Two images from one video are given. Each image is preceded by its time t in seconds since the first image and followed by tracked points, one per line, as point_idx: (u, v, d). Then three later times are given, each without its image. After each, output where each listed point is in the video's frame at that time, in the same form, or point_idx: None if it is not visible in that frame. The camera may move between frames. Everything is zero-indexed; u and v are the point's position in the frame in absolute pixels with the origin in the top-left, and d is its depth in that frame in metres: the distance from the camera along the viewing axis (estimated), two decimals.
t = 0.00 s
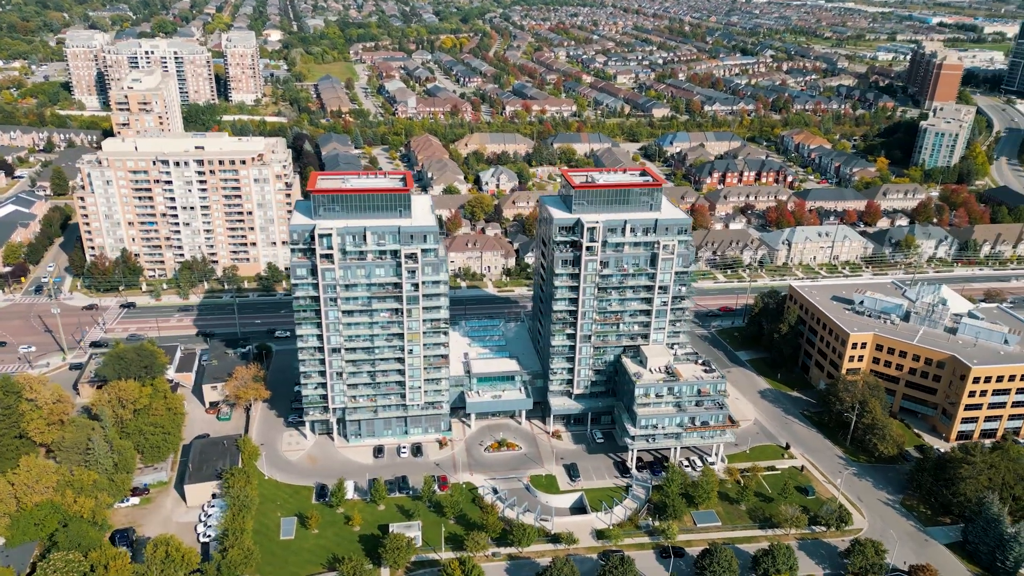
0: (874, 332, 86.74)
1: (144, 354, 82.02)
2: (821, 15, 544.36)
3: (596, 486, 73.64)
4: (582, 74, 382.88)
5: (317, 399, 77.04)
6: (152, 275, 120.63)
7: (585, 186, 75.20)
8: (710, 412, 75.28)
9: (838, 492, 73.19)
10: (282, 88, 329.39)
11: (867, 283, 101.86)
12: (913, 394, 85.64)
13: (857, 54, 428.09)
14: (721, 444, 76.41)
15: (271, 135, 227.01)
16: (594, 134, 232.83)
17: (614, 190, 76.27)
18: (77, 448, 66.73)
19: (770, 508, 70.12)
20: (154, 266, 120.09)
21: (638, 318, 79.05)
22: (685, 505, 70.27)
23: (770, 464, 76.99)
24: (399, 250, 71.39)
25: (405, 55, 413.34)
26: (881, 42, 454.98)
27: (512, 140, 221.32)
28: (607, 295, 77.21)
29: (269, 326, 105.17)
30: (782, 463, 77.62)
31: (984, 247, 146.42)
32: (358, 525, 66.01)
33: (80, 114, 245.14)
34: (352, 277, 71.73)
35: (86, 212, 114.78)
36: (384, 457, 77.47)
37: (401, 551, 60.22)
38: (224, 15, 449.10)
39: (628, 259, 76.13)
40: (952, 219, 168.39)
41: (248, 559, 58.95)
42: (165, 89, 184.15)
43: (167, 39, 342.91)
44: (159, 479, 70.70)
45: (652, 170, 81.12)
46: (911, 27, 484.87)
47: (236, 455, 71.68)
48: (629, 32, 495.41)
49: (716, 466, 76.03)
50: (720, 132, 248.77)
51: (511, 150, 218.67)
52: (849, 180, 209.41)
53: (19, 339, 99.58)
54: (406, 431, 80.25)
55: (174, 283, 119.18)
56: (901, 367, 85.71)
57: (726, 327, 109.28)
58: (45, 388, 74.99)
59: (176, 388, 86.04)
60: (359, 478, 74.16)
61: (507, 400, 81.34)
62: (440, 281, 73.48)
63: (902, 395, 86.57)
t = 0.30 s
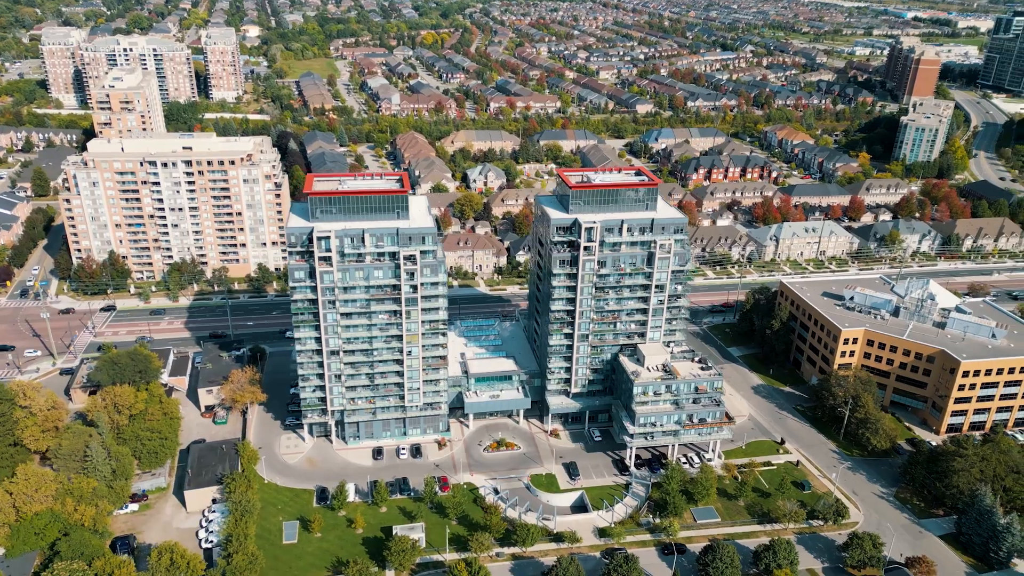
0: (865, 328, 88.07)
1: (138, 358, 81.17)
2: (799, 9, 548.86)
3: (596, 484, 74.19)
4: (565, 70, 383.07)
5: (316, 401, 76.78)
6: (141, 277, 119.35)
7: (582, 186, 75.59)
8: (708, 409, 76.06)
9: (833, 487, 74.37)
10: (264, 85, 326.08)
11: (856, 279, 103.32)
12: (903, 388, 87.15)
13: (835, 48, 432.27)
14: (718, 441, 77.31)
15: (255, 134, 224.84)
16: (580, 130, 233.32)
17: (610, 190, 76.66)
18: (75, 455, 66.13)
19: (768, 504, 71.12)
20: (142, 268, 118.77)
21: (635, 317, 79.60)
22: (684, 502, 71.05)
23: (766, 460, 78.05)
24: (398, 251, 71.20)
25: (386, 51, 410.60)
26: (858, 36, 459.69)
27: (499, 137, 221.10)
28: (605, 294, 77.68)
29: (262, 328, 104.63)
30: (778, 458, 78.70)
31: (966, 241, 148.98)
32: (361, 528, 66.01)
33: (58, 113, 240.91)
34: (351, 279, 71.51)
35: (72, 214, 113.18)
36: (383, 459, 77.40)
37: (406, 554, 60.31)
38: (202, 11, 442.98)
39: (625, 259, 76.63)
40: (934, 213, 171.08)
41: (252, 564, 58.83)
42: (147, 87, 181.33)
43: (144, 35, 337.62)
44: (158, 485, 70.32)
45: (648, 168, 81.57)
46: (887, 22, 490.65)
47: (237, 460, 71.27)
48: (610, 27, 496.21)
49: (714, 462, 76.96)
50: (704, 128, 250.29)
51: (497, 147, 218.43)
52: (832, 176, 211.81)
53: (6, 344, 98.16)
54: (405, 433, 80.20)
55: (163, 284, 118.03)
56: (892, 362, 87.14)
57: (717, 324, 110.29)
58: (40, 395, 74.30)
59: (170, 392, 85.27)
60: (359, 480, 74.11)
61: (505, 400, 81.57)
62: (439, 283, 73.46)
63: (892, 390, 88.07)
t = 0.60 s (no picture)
0: (857, 324, 89.25)
1: (133, 363, 80.46)
2: (778, 5, 552.67)
3: (596, 482, 74.71)
4: (548, 66, 383.03)
5: (315, 404, 76.59)
6: (130, 280, 118.09)
7: (578, 187, 76.09)
8: (706, 406, 76.80)
9: (829, 481, 75.47)
10: (246, 82, 322.93)
11: (845, 275, 104.74)
12: (894, 382, 88.53)
13: (815, 44, 435.75)
14: (715, 437, 78.13)
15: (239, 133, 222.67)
16: (567, 127, 233.51)
17: (604, 191, 77.09)
18: (72, 462, 65.36)
19: (767, 499, 72.05)
20: (131, 271, 117.52)
21: (632, 316, 80.20)
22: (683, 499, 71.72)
23: (762, 455, 79.02)
24: (396, 253, 71.05)
25: (369, 47, 408.04)
26: (837, 32, 463.74)
27: (486, 134, 220.82)
28: (602, 294, 78.18)
29: (255, 330, 104.06)
30: (774, 454, 79.69)
31: (950, 236, 151.29)
32: (363, 531, 66.00)
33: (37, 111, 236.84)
34: (349, 282, 71.38)
35: (59, 216, 111.59)
36: (383, 460, 77.35)
37: (409, 557, 60.37)
38: (180, 6, 436.98)
39: (622, 258, 77.11)
40: (918, 208, 173.50)
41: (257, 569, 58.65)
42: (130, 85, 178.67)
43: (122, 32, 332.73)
44: (157, 490, 69.73)
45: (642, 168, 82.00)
46: (865, 17, 495.82)
47: (236, 464, 70.94)
48: (592, 23, 496.44)
49: (711, 458, 77.86)
50: (690, 125, 251.48)
51: (484, 144, 218.12)
52: (817, 171, 214.00)
53: None
54: (404, 434, 80.10)
55: (153, 287, 116.89)
56: (883, 357, 88.44)
57: (709, 321, 111.23)
58: (34, 402, 73.43)
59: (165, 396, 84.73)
60: (359, 482, 73.98)
61: (503, 400, 81.77)
62: (438, 285, 73.44)
63: (884, 384, 89.43)
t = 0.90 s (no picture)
0: (848, 320, 90.56)
1: (128, 368, 79.77)
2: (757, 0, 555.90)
3: (596, 480, 75.27)
4: (531, 62, 382.53)
5: (314, 407, 76.33)
6: (117, 283, 116.78)
7: (575, 187, 76.42)
8: (703, 404, 77.67)
9: (824, 476, 76.66)
10: (227, 79, 319.40)
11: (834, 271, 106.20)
12: (885, 376, 90.05)
13: (794, 39, 439.39)
14: (712, 434, 79.05)
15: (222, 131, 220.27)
16: (553, 124, 233.75)
17: (601, 190, 77.48)
18: (71, 469, 64.85)
19: (763, 494, 73.12)
20: (119, 274, 116.24)
21: (629, 315, 80.83)
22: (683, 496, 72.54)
23: (758, 451, 80.08)
24: (395, 255, 71.00)
25: (350, 44, 405.12)
26: (815, 27, 467.81)
27: (472, 132, 220.52)
28: (599, 293, 78.68)
29: (248, 332, 103.36)
30: (769, 449, 80.80)
31: (933, 230, 153.72)
32: (366, 534, 66.01)
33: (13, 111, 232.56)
34: (348, 284, 71.18)
35: (44, 219, 110.04)
36: (383, 462, 77.30)
37: (415, 559, 60.48)
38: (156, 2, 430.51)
39: (619, 258, 77.62)
40: (900, 203, 176.01)
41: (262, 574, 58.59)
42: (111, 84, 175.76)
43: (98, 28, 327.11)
44: (156, 497, 69.41)
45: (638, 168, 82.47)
46: (842, 12, 500.67)
47: (236, 470, 70.57)
48: (572, 19, 496.42)
49: (708, 455, 78.83)
50: (675, 121, 252.73)
51: (471, 142, 217.77)
52: (801, 167, 216.28)
53: None
54: (404, 435, 80.05)
55: (142, 290, 115.71)
56: (874, 352, 89.88)
57: (701, 317, 112.21)
58: (28, 409, 72.61)
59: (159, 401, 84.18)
60: (360, 485, 73.93)
61: (501, 400, 81.99)
62: (436, 286, 73.42)
63: (874, 378, 90.92)
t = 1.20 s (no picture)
0: (839, 316, 91.86)
1: (122, 374, 78.94)
2: None
3: (595, 478, 75.82)
4: (513, 59, 382.04)
5: (313, 410, 76.03)
6: (105, 286, 115.35)
7: (573, 187, 76.75)
8: (700, 401, 78.46)
9: (819, 470, 77.80)
10: (206, 77, 315.72)
11: (823, 267, 107.58)
12: (876, 371, 91.55)
13: (773, 34, 442.75)
14: (708, 431, 79.93)
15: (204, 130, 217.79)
16: (538, 121, 233.92)
17: (597, 190, 77.96)
18: (69, 477, 64.15)
19: (761, 489, 74.12)
20: (107, 277, 114.77)
21: (626, 313, 81.41)
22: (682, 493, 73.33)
23: (754, 447, 81.14)
24: (393, 257, 71.00)
25: (331, 40, 401.78)
26: (793, 22, 471.70)
27: (458, 129, 220.18)
28: (596, 293, 79.21)
29: (241, 335, 102.68)
30: (765, 445, 81.84)
31: (916, 225, 156.16)
32: (369, 536, 66.06)
33: None
34: (346, 287, 71.04)
35: (30, 222, 108.37)
36: (383, 464, 77.25)
37: (420, 562, 60.64)
38: None
39: (616, 257, 78.14)
40: (883, 198, 178.52)
41: None
42: (92, 83, 172.94)
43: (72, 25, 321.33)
44: (155, 503, 68.95)
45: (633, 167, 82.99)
46: (819, 7, 505.59)
47: (236, 475, 70.20)
48: (553, 14, 496.29)
49: (704, 452, 79.77)
50: (659, 117, 253.85)
51: (457, 139, 217.34)
52: (785, 163, 218.51)
53: None
54: (402, 436, 79.95)
55: (131, 293, 114.37)
56: (864, 347, 91.31)
57: (692, 314, 113.12)
58: (23, 416, 71.85)
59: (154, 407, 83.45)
60: (360, 487, 73.85)
61: (500, 400, 82.19)
62: (435, 288, 73.42)
63: (865, 373, 92.42)
